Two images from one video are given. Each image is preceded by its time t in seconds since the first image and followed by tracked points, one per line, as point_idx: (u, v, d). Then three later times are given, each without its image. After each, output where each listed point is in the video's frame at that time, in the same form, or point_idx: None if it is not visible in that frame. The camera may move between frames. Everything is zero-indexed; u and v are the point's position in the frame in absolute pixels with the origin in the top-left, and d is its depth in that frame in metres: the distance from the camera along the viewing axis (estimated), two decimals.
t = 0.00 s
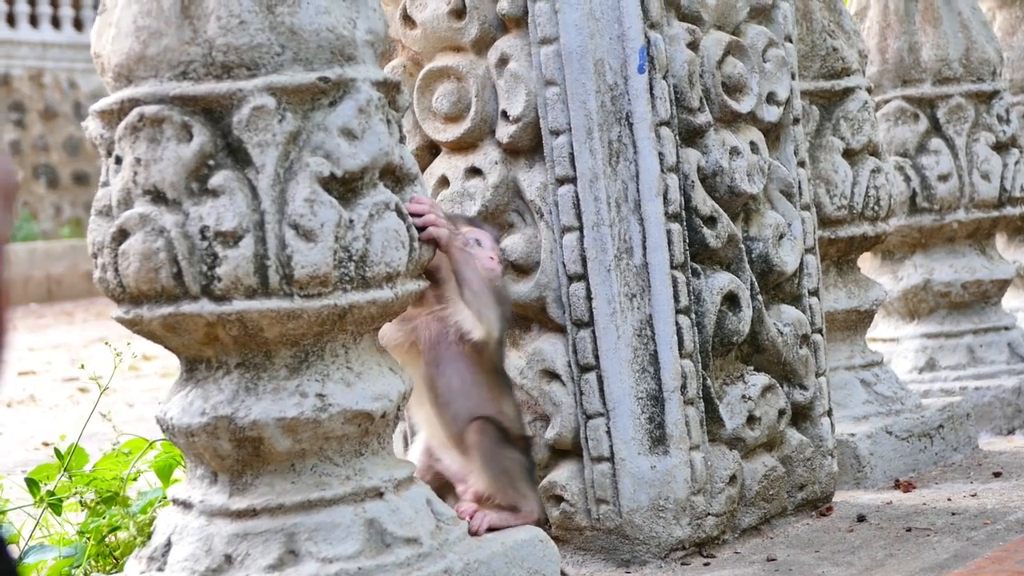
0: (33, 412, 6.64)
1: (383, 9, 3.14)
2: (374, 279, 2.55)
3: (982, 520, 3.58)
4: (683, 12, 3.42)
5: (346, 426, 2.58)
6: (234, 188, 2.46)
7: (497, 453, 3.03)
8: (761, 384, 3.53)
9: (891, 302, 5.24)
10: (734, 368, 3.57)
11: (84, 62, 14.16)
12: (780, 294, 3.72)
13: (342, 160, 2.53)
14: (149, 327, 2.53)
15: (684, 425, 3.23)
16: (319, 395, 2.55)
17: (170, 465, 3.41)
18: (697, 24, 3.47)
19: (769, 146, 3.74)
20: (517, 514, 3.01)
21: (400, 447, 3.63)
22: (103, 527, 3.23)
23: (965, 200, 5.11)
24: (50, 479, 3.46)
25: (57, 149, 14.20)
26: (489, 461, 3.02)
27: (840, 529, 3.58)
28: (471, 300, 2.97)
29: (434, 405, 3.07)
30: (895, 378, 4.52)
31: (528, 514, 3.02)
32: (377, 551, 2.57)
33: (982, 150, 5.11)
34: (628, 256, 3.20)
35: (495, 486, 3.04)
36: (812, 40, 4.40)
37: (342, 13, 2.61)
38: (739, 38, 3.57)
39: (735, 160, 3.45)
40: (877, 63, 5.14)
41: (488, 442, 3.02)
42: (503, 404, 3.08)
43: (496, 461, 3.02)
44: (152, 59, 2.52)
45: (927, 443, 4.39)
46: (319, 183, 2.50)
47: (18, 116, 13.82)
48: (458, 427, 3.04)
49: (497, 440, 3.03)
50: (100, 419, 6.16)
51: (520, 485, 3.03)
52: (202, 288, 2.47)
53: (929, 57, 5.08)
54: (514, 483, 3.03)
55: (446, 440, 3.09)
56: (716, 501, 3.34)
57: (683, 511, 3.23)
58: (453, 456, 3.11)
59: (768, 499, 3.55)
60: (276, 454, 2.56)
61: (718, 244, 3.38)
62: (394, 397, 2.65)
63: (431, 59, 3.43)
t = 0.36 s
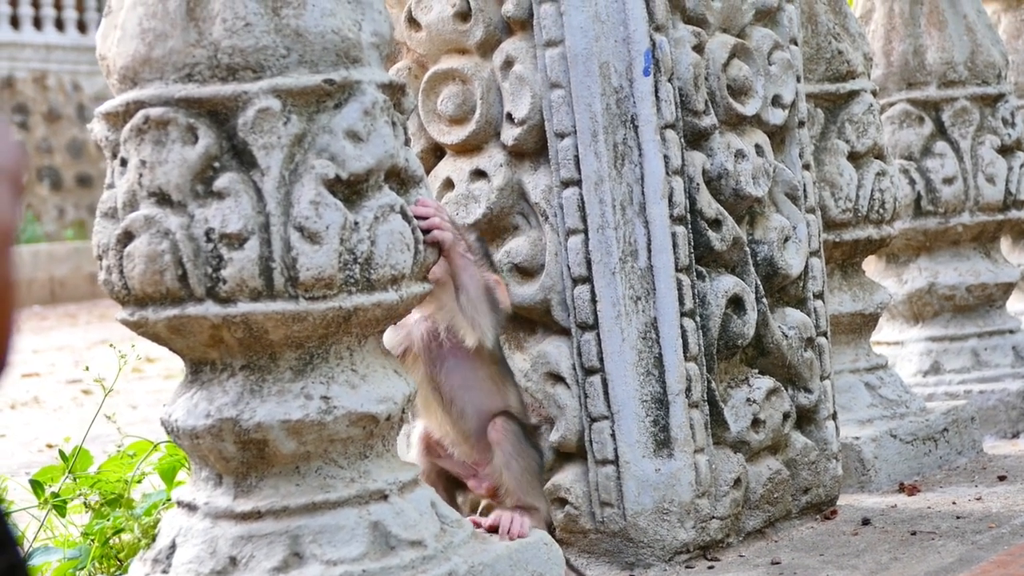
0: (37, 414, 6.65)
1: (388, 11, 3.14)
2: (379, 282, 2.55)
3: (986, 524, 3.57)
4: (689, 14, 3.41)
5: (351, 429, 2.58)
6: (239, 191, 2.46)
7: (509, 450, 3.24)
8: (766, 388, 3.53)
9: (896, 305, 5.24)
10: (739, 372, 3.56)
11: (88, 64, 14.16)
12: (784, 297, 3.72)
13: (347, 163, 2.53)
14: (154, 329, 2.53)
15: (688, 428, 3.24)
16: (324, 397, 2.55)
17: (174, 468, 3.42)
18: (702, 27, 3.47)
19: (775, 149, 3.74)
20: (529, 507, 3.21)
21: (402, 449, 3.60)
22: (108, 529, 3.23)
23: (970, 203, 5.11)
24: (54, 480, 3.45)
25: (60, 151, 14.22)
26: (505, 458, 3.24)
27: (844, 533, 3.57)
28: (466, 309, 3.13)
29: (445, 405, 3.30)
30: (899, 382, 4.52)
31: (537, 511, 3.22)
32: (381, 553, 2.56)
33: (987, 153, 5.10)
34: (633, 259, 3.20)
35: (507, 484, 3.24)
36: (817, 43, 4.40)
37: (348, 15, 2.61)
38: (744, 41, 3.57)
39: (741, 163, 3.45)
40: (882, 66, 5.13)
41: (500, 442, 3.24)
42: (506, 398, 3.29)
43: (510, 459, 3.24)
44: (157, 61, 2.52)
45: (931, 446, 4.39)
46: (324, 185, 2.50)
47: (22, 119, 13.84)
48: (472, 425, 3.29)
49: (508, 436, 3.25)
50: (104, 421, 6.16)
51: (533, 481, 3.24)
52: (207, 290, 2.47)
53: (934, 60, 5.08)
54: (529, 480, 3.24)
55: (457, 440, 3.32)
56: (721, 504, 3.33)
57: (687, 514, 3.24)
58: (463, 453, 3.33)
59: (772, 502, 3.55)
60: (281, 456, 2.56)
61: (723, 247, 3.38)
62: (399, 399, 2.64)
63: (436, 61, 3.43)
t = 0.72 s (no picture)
0: (41, 416, 6.65)
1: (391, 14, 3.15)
2: (382, 285, 2.55)
3: (990, 526, 3.57)
4: (692, 17, 3.41)
5: (354, 432, 2.58)
6: (242, 194, 2.46)
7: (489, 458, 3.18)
8: (769, 390, 3.53)
9: (899, 307, 5.24)
10: (742, 374, 3.56)
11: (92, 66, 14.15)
12: (788, 299, 3.72)
13: (351, 166, 2.53)
14: (158, 332, 2.53)
15: (691, 431, 3.24)
16: (328, 400, 2.55)
17: (178, 470, 3.40)
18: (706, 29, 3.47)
19: (778, 152, 3.74)
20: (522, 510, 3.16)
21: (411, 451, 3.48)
22: (112, 533, 3.22)
23: (974, 205, 5.11)
24: (58, 483, 3.43)
25: (64, 153, 14.23)
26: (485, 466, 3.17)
27: (848, 535, 3.57)
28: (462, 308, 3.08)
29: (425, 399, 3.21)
30: (903, 384, 4.51)
31: (534, 512, 3.17)
32: (385, 556, 2.57)
33: (991, 155, 5.10)
34: (636, 261, 3.20)
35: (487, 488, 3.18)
36: (821, 45, 4.39)
37: (351, 18, 2.62)
38: (748, 43, 3.56)
39: (744, 165, 3.45)
40: (886, 68, 5.14)
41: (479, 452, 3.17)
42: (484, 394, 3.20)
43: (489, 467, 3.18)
44: (160, 65, 2.52)
45: (935, 449, 4.38)
46: (327, 189, 2.50)
47: (26, 121, 13.85)
48: (450, 426, 3.19)
49: (485, 440, 3.17)
50: (108, 424, 6.16)
51: (518, 487, 3.18)
52: (210, 293, 2.47)
53: (937, 62, 5.08)
54: (513, 485, 3.18)
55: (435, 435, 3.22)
56: (724, 506, 3.33)
57: (690, 516, 3.24)
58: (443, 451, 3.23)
59: (776, 505, 3.55)
60: (284, 459, 2.56)
61: (726, 249, 3.38)
62: (402, 402, 2.65)
63: (439, 64, 3.43)
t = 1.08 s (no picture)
0: (44, 418, 6.66)
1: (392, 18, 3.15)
2: (383, 288, 2.55)
3: (992, 528, 3.57)
4: (693, 19, 3.41)
5: (356, 435, 2.58)
6: (244, 198, 2.47)
7: (505, 462, 3.13)
8: (771, 393, 3.53)
9: (902, 309, 5.24)
10: (744, 376, 3.56)
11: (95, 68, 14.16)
12: (789, 301, 3.72)
13: (352, 169, 2.53)
14: (160, 336, 2.53)
15: (694, 433, 3.24)
16: (329, 403, 2.55)
17: (180, 473, 3.41)
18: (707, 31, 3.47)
19: (779, 154, 3.74)
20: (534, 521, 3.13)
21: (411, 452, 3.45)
22: (114, 535, 3.24)
23: (976, 207, 5.11)
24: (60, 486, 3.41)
25: (67, 154, 14.24)
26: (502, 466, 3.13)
27: (850, 537, 3.57)
28: (474, 305, 3.04)
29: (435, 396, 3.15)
30: (905, 386, 4.51)
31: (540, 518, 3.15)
32: (387, 559, 2.57)
33: (992, 156, 5.10)
34: (638, 264, 3.20)
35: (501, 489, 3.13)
36: (822, 47, 4.39)
37: (352, 22, 2.62)
38: (749, 45, 3.56)
39: (745, 167, 3.45)
40: (888, 70, 5.14)
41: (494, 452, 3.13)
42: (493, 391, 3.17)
43: (505, 473, 3.12)
44: (162, 68, 2.52)
45: (937, 450, 4.38)
46: (328, 192, 2.50)
47: (29, 122, 13.86)
48: (461, 417, 3.14)
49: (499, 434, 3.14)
50: (110, 426, 6.16)
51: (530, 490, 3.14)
52: (212, 296, 2.47)
53: (939, 63, 5.08)
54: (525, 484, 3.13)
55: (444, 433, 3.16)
56: (726, 509, 3.33)
57: (693, 519, 3.24)
58: (456, 449, 3.17)
59: (778, 507, 3.55)
60: (286, 463, 2.56)
61: (728, 251, 3.38)
62: (404, 405, 2.65)
63: (441, 67, 3.43)
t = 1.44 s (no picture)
0: (45, 421, 6.66)
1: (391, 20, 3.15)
2: (384, 291, 2.55)
3: (993, 528, 3.57)
4: (692, 20, 3.41)
5: (357, 438, 2.58)
6: (243, 201, 2.47)
7: (498, 471, 3.07)
8: (772, 394, 3.53)
9: (902, 308, 5.24)
10: (745, 377, 3.56)
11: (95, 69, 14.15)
12: (790, 302, 3.72)
13: (352, 172, 2.53)
14: (160, 339, 2.53)
15: (694, 434, 3.24)
16: (329, 406, 2.55)
17: (181, 476, 3.40)
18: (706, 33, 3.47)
19: (779, 155, 3.74)
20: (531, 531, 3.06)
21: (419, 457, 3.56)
22: (115, 539, 3.22)
23: (975, 207, 5.10)
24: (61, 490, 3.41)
25: (67, 156, 14.24)
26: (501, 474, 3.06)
27: (851, 538, 3.57)
28: (456, 317, 2.92)
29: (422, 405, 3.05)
30: (905, 386, 4.52)
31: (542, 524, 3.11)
32: (388, 562, 2.57)
33: (992, 155, 5.10)
34: (638, 265, 3.20)
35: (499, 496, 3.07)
36: (822, 47, 4.39)
37: (351, 25, 2.62)
38: (748, 46, 3.56)
39: (745, 168, 3.45)
40: (887, 69, 5.14)
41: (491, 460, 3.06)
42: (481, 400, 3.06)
43: (503, 481, 3.06)
44: (161, 72, 2.52)
45: (938, 450, 4.38)
46: (328, 195, 2.50)
47: (29, 124, 13.86)
48: (449, 431, 3.05)
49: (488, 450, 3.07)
50: (111, 429, 6.16)
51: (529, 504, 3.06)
52: (212, 300, 2.47)
53: (938, 63, 5.08)
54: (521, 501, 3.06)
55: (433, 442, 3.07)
56: (727, 510, 3.33)
57: (694, 520, 3.24)
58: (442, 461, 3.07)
59: (779, 507, 3.55)
60: (287, 466, 2.56)
61: (728, 252, 3.38)
62: (404, 408, 2.65)
63: (440, 69, 3.44)
